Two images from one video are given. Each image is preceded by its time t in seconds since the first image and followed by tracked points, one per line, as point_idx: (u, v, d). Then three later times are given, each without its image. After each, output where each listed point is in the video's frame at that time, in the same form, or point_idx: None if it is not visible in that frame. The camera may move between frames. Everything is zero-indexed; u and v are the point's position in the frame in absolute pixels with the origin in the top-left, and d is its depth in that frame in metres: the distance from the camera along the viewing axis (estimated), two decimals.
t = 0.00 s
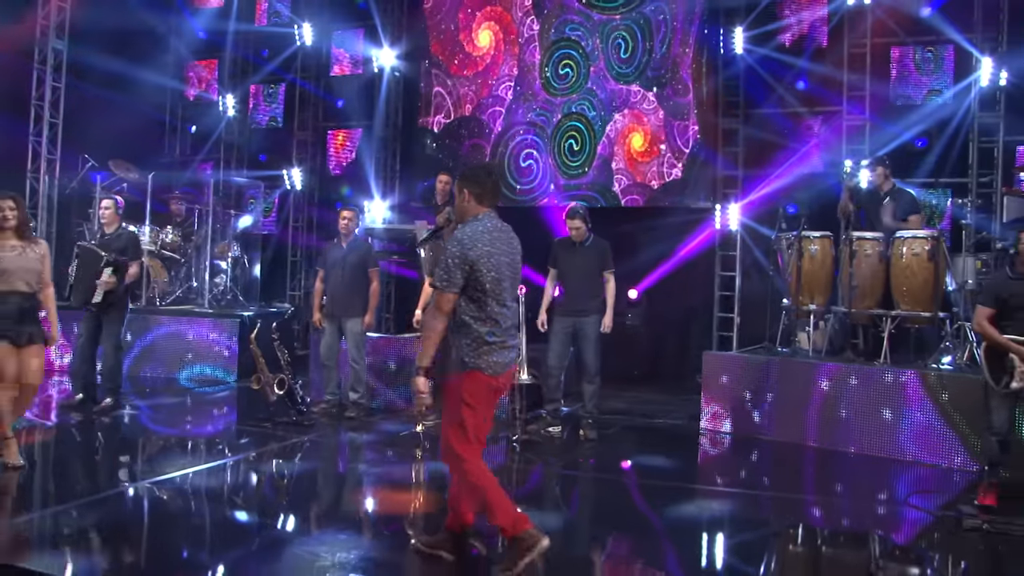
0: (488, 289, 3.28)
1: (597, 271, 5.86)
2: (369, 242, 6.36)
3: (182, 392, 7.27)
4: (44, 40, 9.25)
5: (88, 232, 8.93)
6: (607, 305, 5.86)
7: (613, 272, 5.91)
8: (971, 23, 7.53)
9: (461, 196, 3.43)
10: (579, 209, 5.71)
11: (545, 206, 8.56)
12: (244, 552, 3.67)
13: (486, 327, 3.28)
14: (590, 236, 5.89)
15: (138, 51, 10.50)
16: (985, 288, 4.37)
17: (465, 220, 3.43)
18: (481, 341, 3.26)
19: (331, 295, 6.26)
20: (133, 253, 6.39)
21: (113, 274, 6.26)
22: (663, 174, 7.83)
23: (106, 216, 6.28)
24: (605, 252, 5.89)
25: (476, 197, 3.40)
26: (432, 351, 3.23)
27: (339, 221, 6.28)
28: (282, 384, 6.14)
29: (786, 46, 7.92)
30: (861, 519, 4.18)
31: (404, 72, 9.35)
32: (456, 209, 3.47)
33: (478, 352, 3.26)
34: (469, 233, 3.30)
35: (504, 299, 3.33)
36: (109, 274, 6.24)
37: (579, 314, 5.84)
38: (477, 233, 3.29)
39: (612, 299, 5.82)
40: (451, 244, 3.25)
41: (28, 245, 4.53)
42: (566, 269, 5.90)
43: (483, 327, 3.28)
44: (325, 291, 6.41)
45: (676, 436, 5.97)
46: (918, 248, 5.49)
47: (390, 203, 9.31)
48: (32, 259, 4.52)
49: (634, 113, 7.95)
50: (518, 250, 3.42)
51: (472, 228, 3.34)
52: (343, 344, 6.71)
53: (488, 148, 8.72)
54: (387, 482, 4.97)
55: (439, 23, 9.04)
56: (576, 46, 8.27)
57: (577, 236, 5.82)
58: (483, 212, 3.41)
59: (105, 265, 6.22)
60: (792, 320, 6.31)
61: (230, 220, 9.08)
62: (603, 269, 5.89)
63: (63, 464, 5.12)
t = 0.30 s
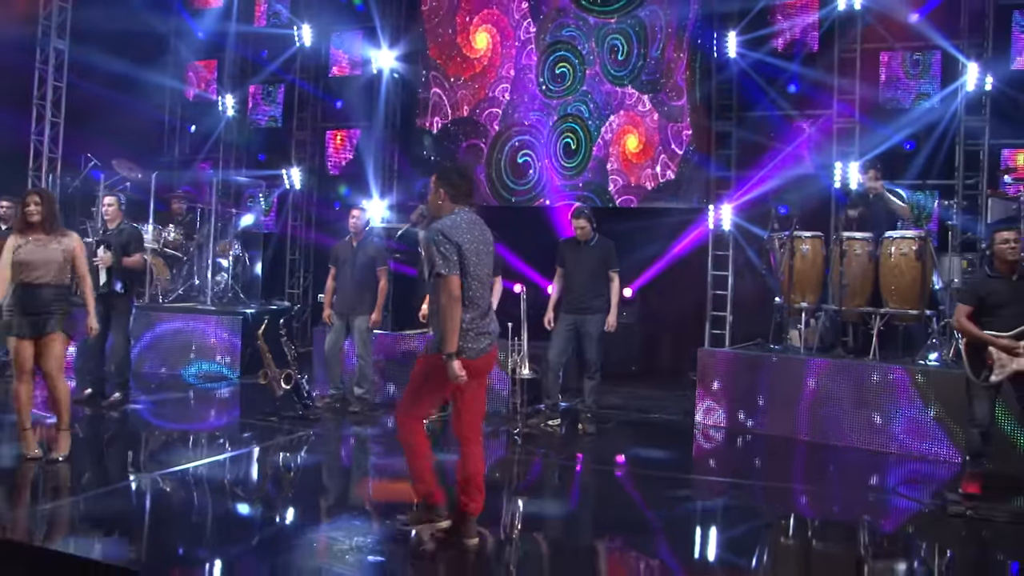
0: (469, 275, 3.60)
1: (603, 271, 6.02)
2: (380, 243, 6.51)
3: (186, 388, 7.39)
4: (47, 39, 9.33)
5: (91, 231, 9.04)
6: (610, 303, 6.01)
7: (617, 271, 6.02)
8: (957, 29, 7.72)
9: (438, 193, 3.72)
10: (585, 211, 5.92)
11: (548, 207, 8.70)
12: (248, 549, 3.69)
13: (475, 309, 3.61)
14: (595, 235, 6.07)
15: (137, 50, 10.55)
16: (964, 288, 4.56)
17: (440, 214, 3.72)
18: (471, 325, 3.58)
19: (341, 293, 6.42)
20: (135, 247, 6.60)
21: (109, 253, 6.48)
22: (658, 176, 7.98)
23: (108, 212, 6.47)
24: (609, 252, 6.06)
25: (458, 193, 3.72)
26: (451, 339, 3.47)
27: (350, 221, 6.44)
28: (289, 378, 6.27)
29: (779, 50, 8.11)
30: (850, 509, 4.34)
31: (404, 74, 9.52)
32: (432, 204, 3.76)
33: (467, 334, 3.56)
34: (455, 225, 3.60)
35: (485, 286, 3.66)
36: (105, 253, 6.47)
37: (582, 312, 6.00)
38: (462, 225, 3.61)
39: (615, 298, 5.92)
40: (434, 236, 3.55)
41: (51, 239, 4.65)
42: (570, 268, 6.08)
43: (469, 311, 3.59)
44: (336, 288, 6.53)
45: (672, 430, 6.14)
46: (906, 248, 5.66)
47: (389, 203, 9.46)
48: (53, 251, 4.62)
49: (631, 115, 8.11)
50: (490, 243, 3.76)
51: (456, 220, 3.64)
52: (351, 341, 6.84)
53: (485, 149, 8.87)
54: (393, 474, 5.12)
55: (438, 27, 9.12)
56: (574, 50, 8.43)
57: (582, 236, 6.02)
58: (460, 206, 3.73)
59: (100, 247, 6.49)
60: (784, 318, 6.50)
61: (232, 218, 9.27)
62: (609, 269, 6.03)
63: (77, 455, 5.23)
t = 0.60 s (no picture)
0: (447, 275, 3.78)
1: (599, 269, 6.18)
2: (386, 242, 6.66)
3: (192, 383, 7.54)
4: (51, 40, 9.42)
5: (95, 229, 9.15)
6: (608, 301, 6.17)
7: (615, 270, 6.18)
8: (944, 35, 7.90)
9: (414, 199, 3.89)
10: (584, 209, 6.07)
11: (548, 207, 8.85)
12: (247, 542, 3.68)
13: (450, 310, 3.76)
14: (594, 234, 6.23)
15: (141, 51, 10.71)
16: (959, 285, 4.75)
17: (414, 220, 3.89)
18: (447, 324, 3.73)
19: (348, 290, 6.59)
20: (133, 244, 6.63)
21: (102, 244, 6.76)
22: (653, 177, 8.17)
23: (111, 212, 6.62)
24: (608, 251, 6.21)
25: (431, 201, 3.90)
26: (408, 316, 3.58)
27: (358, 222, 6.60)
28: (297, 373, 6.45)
29: (772, 55, 8.30)
30: (842, 500, 4.51)
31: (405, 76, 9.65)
32: (405, 211, 3.91)
33: (443, 329, 3.69)
34: (433, 229, 3.76)
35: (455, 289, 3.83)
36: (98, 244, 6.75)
37: (580, 309, 6.18)
38: (439, 229, 3.77)
39: (613, 295, 6.09)
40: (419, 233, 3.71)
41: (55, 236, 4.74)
42: (570, 266, 6.24)
43: (447, 307, 3.74)
44: (343, 285, 6.75)
45: (668, 424, 6.32)
46: (895, 249, 5.83)
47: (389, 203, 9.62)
48: (54, 249, 4.74)
49: (627, 117, 8.29)
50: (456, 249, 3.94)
51: (432, 225, 3.81)
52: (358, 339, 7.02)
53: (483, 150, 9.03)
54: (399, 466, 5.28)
55: (438, 31, 9.35)
56: (571, 52, 8.59)
57: (580, 234, 6.18)
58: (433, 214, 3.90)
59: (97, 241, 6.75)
60: (777, 316, 6.69)
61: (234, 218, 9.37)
62: (607, 267, 6.18)
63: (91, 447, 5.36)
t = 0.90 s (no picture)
0: (421, 271, 4.13)
1: (596, 266, 6.34)
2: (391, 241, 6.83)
3: (201, 378, 7.71)
4: (58, 42, 9.56)
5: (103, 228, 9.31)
6: (603, 298, 6.33)
7: (611, 269, 6.35)
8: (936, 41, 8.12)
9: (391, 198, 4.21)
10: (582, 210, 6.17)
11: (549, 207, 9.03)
12: (260, 527, 3.82)
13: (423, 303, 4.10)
14: (591, 234, 6.40)
15: (146, 53, 10.83)
16: (957, 284, 4.90)
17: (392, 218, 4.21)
18: (418, 316, 4.08)
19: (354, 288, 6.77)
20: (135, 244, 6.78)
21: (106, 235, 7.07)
22: (652, 178, 8.35)
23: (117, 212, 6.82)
24: (605, 251, 6.37)
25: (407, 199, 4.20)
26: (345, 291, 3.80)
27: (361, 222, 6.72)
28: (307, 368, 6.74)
29: (768, 59, 8.40)
30: (835, 490, 4.69)
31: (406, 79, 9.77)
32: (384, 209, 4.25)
33: (416, 323, 4.06)
34: (404, 228, 4.09)
35: (431, 282, 4.17)
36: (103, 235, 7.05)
37: (579, 306, 6.35)
38: (411, 228, 4.10)
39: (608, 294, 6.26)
40: (398, 235, 4.06)
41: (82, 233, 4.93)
42: (569, 265, 6.41)
43: (422, 302, 4.10)
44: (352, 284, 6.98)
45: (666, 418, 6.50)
46: (888, 248, 6.01)
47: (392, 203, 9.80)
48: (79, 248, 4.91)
49: (626, 119, 8.46)
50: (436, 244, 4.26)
51: (405, 223, 4.13)
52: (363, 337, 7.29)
53: (485, 151, 9.19)
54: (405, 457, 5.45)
55: (439, 34, 9.48)
56: (570, 56, 8.74)
57: (578, 234, 6.35)
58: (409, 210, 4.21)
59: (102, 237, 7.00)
60: (773, 314, 6.84)
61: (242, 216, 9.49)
62: (602, 266, 6.34)
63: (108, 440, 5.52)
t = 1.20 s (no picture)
0: (400, 268, 4.28)
1: (589, 266, 6.51)
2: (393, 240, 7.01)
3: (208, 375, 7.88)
4: (65, 45, 9.72)
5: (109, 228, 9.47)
6: (594, 297, 6.51)
7: (604, 267, 6.50)
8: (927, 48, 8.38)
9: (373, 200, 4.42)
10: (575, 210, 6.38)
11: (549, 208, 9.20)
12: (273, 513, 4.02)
13: (399, 299, 4.26)
14: (584, 234, 6.59)
15: (153, 56, 11.10)
16: (945, 282, 5.08)
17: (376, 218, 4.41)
18: (394, 311, 4.24)
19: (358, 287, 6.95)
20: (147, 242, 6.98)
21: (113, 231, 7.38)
22: (652, 179, 8.49)
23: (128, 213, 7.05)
24: (596, 250, 6.53)
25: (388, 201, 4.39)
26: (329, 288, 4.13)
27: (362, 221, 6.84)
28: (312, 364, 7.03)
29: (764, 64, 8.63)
30: (826, 482, 4.87)
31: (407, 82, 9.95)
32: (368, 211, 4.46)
33: (394, 316, 4.22)
34: (381, 227, 4.29)
35: (413, 278, 4.32)
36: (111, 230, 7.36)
37: (572, 303, 6.51)
38: (387, 226, 4.29)
39: (601, 290, 6.43)
40: (376, 236, 4.25)
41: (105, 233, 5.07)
42: (565, 264, 6.59)
43: (400, 298, 4.26)
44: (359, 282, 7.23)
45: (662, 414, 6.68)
46: (879, 249, 6.22)
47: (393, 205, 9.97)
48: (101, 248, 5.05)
49: (624, 121, 8.64)
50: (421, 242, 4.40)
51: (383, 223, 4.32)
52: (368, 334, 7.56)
53: (486, 153, 9.38)
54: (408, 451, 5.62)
55: (441, 37, 9.62)
56: (569, 60, 8.90)
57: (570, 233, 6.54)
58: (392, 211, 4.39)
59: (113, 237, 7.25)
60: (767, 313, 7.02)
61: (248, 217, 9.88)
62: (595, 266, 6.50)
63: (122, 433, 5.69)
